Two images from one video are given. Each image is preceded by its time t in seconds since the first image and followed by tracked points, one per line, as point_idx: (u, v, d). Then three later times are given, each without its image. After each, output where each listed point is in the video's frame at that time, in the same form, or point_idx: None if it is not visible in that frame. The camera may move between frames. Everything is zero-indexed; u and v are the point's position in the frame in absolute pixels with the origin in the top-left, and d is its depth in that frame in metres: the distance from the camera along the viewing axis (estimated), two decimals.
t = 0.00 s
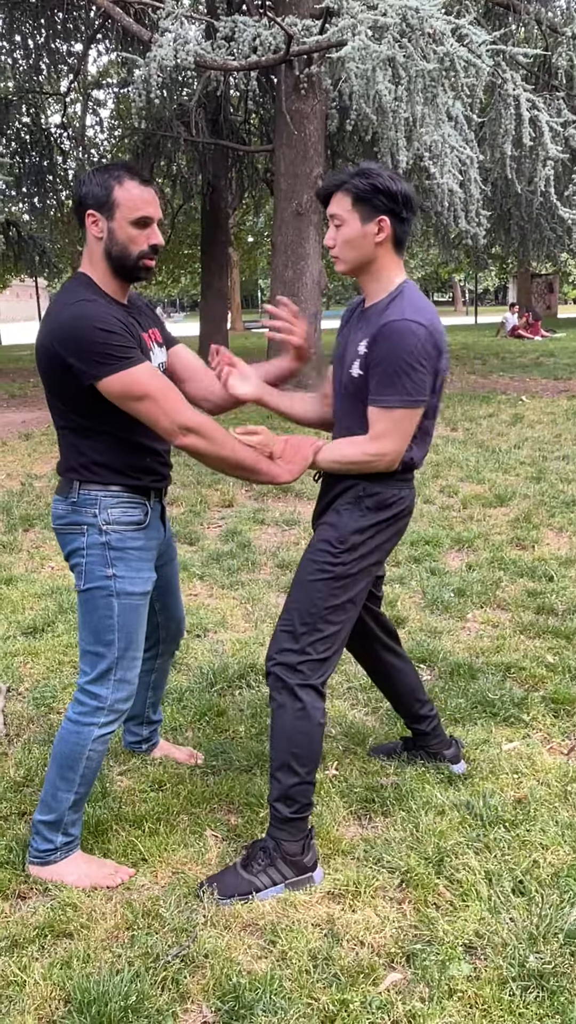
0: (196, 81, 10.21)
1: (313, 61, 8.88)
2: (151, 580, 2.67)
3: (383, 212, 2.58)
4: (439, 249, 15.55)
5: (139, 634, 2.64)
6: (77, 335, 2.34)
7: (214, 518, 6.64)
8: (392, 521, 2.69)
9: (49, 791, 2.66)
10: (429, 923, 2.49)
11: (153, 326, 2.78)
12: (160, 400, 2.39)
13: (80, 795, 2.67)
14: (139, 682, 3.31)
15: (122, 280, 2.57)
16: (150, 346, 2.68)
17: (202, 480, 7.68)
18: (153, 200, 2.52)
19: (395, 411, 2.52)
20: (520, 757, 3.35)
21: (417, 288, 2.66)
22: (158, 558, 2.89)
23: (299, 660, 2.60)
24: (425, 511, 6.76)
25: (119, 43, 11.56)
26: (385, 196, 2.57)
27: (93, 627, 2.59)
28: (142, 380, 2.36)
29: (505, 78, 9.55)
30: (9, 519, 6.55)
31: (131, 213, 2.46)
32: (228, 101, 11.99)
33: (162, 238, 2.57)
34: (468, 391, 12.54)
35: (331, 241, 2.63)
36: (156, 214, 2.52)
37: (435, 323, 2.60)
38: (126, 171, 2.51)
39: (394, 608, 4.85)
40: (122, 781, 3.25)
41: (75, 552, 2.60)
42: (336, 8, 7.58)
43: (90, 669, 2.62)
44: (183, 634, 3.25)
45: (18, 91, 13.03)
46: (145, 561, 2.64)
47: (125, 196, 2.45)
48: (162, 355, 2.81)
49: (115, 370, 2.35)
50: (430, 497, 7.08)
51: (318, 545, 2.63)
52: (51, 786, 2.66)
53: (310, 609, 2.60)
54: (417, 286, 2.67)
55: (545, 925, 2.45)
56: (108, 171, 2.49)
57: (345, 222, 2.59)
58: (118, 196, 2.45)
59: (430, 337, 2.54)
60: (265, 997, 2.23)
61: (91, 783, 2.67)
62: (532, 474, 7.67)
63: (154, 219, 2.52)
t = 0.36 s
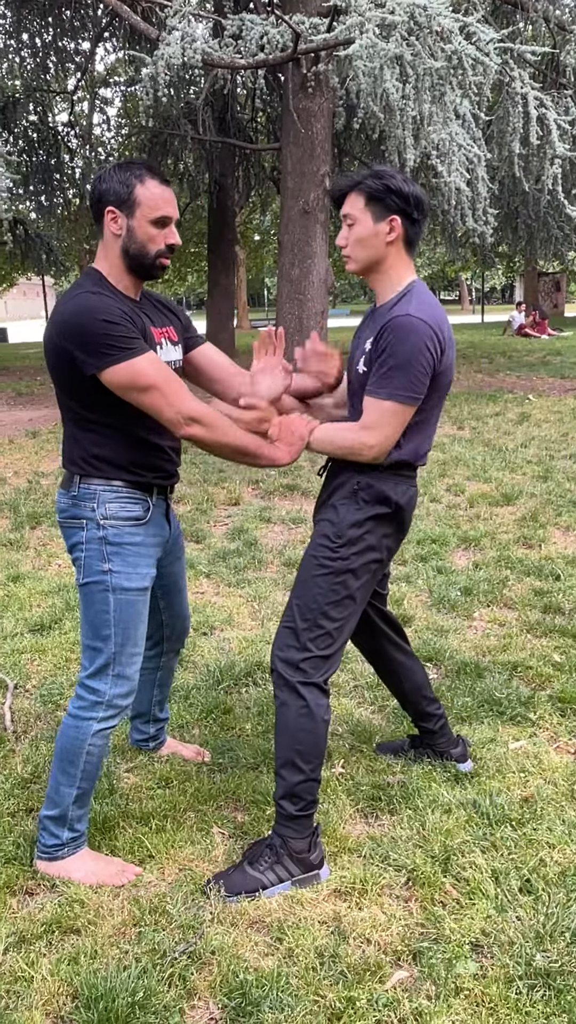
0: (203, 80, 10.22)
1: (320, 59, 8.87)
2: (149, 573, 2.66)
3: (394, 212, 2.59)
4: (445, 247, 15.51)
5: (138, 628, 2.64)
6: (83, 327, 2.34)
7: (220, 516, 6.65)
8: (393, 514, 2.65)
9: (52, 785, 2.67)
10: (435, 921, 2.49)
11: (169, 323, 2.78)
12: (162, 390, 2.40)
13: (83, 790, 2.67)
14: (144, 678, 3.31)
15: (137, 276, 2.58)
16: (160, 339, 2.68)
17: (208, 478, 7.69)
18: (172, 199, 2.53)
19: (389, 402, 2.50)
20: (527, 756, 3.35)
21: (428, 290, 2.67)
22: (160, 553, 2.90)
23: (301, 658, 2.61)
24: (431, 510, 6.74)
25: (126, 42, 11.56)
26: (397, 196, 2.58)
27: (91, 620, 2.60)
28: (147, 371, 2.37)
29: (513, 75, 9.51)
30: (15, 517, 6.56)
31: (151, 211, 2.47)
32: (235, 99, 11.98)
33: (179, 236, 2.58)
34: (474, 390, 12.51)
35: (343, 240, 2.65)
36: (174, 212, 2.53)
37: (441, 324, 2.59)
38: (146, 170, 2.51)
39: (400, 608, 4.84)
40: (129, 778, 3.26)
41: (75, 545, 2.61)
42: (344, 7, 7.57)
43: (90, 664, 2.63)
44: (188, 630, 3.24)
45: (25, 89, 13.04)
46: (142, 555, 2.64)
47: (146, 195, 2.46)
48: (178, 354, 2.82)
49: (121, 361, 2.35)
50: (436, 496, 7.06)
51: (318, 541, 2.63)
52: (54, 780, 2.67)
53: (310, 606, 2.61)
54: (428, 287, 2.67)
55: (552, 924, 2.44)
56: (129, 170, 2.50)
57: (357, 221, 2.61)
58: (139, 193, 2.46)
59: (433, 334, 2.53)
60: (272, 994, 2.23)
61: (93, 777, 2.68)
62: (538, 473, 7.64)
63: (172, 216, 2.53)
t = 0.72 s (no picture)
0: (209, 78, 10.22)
1: (326, 58, 8.87)
2: (158, 572, 2.67)
3: (399, 209, 2.59)
4: (451, 246, 15.48)
5: (148, 628, 2.65)
6: (89, 328, 2.34)
7: (225, 515, 6.66)
8: (392, 509, 2.65)
9: (61, 784, 2.68)
10: (441, 919, 2.50)
11: (165, 322, 2.76)
12: (161, 398, 2.41)
13: (91, 789, 2.68)
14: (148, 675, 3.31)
15: (136, 275, 2.59)
16: (162, 339, 2.69)
17: (214, 476, 7.70)
18: (170, 196, 2.53)
19: (383, 393, 2.50)
20: (533, 756, 3.34)
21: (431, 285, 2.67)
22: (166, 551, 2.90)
23: (300, 655, 2.61)
24: (437, 509, 6.73)
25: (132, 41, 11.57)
26: (401, 193, 2.58)
27: (101, 620, 2.60)
28: (149, 378, 2.38)
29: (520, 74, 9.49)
30: (22, 515, 6.58)
31: (152, 210, 2.48)
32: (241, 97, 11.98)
33: (179, 234, 2.60)
34: (480, 390, 12.50)
35: (350, 242, 2.64)
36: (174, 210, 2.54)
37: (442, 318, 2.60)
38: (144, 168, 2.51)
39: (406, 607, 4.83)
40: (135, 776, 3.26)
41: (83, 546, 2.61)
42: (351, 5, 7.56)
43: (99, 664, 2.64)
44: (191, 627, 3.25)
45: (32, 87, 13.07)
46: (151, 555, 2.64)
47: (145, 192, 2.46)
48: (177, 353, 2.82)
49: (124, 364, 2.36)
50: (442, 496, 7.05)
51: (316, 537, 2.63)
52: (62, 780, 2.68)
53: (309, 601, 2.61)
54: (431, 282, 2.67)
55: (558, 923, 2.44)
56: (128, 168, 2.50)
57: (363, 222, 2.60)
58: (139, 192, 2.46)
59: (431, 327, 2.53)
60: (278, 992, 2.23)
61: (102, 777, 2.69)
62: (544, 473, 7.61)
63: (171, 215, 2.53)
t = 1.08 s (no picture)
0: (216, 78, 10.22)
1: (333, 57, 8.86)
2: (174, 572, 2.67)
3: (383, 215, 2.57)
4: (457, 246, 15.45)
5: (164, 627, 2.65)
6: (120, 329, 2.34)
7: (231, 513, 6.66)
8: (404, 510, 2.66)
9: (72, 781, 2.68)
10: (447, 918, 2.50)
11: (185, 327, 2.76)
12: (186, 400, 2.43)
13: (103, 787, 2.69)
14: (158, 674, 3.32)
15: (161, 275, 2.59)
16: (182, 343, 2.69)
17: (220, 475, 7.71)
18: (198, 198, 2.54)
19: (397, 393, 2.50)
20: (540, 756, 3.34)
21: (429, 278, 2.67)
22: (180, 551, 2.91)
23: (313, 653, 2.61)
24: (443, 509, 6.72)
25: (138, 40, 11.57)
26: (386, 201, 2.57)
27: (116, 620, 2.61)
28: (175, 380, 2.40)
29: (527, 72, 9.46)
30: (29, 513, 6.60)
31: (182, 212, 2.49)
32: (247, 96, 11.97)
33: (204, 236, 2.60)
34: (486, 389, 12.47)
35: (350, 265, 2.62)
36: (202, 212, 2.54)
37: (447, 310, 2.60)
38: (175, 170, 2.51)
39: (412, 607, 4.82)
40: (142, 775, 3.27)
41: (98, 545, 2.61)
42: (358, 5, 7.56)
43: (115, 663, 2.64)
44: (202, 626, 3.25)
45: (39, 86, 13.09)
46: (167, 555, 2.65)
47: (176, 194, 2.47)
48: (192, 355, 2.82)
49: (154, 365, 2.37)
50: (448, 496, 7.03)
51: (329, 536, 2.63)
52: (74, 777, 2.68)
53: (322, 601, 2.61)
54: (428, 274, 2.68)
55: (565, 923, 2.44)
56: (157, 168, 2.50)
57: (359, 241, 2.58)
58: (169, 193, 2.47)
59: (438, 322, 2.54)
60: (285, 990, 2.24)
61: (114, 775, 2.69)
62: (550, 473, 7.59)
63: (199, 217, 2.54)
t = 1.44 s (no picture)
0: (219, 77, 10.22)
1: (337, 56, 8.86)
2: (184, 571, 2.67)
3: (369, 220, 2.58)
4: (461, 245, 15.45)
5: (172, 626, 2.65)
6: (128, 329, 2.35)
7: (234, 513, 6.66)
8: (408, 509, 2.66)
9: (77, 778, 2.69)
10: (449, 918, 2.50)
11: (196, 326, 2.76)
12: (192, 401, 2.43)
13: (107, 785, 2.69)
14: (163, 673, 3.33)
15: (174, 275, 2.60)
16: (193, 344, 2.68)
17: (222, 474, 7.70)
18: (214, 198, 2.54)
19: (397, 396, 2.50)
20: (543, 756, 3.34)
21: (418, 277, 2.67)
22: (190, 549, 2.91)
23: (319, 653, 2.61)
24: (446, 509, 6.72)
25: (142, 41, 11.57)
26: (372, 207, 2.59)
27: (125, 618, 2.61)
28: (182, 381, 2.39)
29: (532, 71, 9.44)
30: (32, 512, 6.60)
31: (198, 213, 2.49)
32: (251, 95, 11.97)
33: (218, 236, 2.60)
34: (489, 390, 12.46)
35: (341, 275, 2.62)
36: (218, 214, 2.55)
37: (443, 310, 2.59)
38: (192, 168, 2.51)
39: (414, 607, 4.82)
40: (145, 774, 3.27)
41: (109, 544, 2.62)
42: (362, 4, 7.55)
43: (122, 661, 2.64)
44: (210, 626, 3.25)
45: (43, 86, 13.10)
46: (178, 554, 2.65)
47: (193, 195, 2.47)
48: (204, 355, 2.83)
49: (159, 366, 2.37)
50: (451, 496, 7.03)
51: (334, 537, 2.63)
52: (78, 774, 2.68)
53: (327, 601, 2.61)
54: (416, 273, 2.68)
55: (568, 924, 2.43)
56: (174, 167, 2.50)
57: (348, 249, 2.58)
58: (186, 193, 2.47)
59: (436, 323, 2.53)
60: (288, 989, 2.24)
61: (118, 773, 2.70)
62: (553, 473, 7.59)
63: (215, 219, 2.54)
